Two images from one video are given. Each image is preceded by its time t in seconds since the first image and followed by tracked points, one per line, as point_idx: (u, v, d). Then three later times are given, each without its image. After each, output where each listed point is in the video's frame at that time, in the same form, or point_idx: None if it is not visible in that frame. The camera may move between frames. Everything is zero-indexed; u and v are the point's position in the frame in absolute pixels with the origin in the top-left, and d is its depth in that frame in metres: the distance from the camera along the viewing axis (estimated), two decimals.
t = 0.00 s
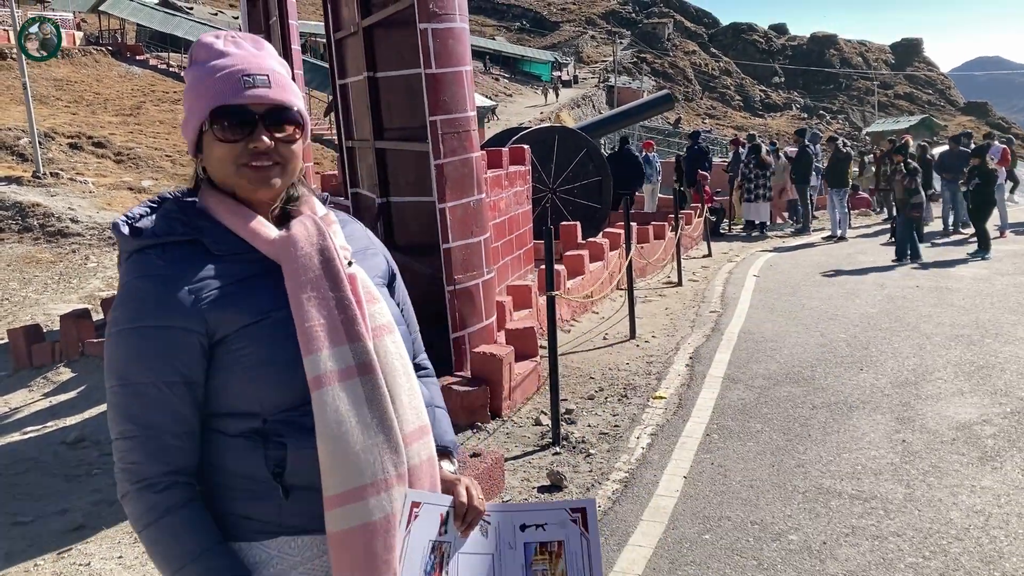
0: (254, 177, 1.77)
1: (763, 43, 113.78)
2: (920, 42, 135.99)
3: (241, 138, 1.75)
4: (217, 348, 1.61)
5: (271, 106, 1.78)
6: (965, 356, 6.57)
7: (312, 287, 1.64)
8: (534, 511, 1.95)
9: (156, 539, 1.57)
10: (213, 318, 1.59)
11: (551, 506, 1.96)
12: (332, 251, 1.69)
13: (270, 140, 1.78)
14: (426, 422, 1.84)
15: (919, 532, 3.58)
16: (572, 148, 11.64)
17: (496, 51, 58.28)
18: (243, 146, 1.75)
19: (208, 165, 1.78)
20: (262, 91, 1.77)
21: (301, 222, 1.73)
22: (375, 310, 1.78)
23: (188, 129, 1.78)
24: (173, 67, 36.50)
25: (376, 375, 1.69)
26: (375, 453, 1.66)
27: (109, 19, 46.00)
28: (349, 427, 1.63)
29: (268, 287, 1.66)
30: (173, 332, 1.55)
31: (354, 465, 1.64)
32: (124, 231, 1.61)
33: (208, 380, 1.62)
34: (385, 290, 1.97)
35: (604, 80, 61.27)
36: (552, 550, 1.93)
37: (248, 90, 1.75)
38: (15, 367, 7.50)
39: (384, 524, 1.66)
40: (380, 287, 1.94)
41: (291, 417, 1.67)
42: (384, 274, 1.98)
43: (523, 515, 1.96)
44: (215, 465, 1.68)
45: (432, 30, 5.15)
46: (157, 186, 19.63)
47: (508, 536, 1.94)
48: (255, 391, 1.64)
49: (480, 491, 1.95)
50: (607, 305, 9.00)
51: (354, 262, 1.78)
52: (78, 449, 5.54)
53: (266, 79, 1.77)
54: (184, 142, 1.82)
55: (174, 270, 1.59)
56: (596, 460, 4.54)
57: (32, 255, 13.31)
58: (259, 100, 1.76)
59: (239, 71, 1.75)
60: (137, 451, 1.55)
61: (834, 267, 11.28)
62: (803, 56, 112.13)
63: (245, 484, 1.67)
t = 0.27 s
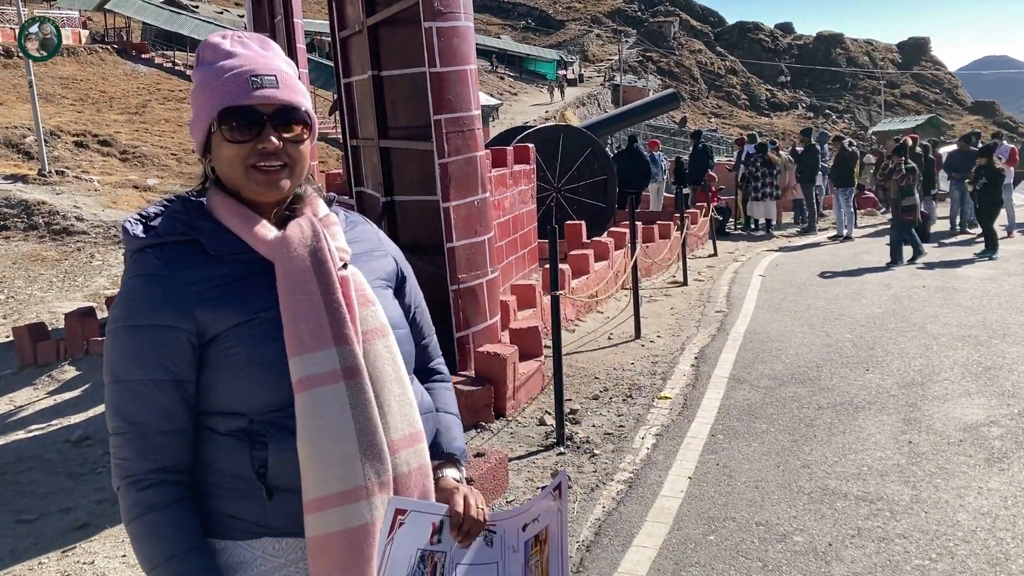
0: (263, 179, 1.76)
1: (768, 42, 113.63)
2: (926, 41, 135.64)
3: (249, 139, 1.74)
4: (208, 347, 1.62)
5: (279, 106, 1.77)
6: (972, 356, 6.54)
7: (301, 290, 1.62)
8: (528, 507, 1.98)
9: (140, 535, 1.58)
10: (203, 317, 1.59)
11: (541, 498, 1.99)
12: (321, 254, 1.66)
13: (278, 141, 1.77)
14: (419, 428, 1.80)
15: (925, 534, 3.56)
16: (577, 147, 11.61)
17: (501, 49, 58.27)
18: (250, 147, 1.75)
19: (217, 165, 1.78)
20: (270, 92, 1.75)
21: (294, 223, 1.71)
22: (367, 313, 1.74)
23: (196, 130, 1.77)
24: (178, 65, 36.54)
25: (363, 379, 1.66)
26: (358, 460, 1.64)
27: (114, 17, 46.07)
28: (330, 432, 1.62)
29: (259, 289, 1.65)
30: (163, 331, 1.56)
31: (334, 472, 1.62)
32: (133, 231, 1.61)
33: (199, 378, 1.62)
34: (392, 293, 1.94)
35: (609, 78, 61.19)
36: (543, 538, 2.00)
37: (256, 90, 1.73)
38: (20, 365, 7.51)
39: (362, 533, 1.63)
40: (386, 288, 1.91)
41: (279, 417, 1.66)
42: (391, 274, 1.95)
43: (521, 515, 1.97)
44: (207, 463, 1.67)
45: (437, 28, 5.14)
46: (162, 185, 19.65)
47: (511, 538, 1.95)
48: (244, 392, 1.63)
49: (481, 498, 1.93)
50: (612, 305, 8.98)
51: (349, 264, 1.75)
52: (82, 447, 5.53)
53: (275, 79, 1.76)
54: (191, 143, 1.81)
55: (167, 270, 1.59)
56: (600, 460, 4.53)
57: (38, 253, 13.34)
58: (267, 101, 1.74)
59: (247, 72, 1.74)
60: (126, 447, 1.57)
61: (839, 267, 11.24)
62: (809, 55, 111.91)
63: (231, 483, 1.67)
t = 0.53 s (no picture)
0: (281, 174, 1.72)
1: (772, 41, 113.43)
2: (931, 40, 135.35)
3: (271, 131, 1.70)
4: (199, 349, 1.59)
5: (302, 102, 1.74)
6: (979, 358, 6.50)
7: (289, 295, 1.58)
8: (522, 536, 1.90)
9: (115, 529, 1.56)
10: (194, 318, 1.57)
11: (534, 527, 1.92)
12: (312, 257, 1.61)
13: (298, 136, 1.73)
14: (410, 442, 1.73)
15: (932, 538, 3.52)
16: (581, 146, 11.55)
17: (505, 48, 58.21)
18: (271, 139, 1.71)
19: (237, 160, 1.74)
20: (292, 86, 1.72)
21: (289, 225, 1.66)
22: (359, 319, 1.69)
23: (216, 122, 1.73)
24: (182, 63, 36.53)
25: (348, 389, 1.61)
26: (337, 473, 1.59)
27: (118, 15, 46.06)
28: (308, 442, 1.58)
29: (251, 292, 1.61)
30: (156, 330, 1.55)
31: (312, 484, 1.58)
32: (141, 230, 1.61)
33: (192, 380, 1.61)
34: (400, 297, 1.87)
35: (613, 77, 61.10)
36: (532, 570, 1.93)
37: (280, 83, 1.70)
38: (22, 363, 7.48)
39: (338, 549, 1.58)
40: (393, 292, 1.85)
41: (263, 424, 1.63)
42: (399, 276, 1.89)
43: (517, 543, 1.90)
44: (198, 463, 1.67)
45: (441, 25, 5.14)
46: (165, 182, 19.63)
47: (505, 563, 1.86)
48: (233, 396, 1.61)
49: (480, 517, 1.85)
50: (616, 304, 8.94)
51: (343, 268, 1.70)
52: (83, 446, 5.51)
53: (297, 74, 1.73)
54: (210, 136, 1.77)
55: (162, 268, 1.57)
56: (604, 462, 4.49)
57: (40, 250, 13.33)
58: (290, 94, 1.71)
59: (272, 64, 1.71)
60: (111, 444, 1.57)
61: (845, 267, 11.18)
62: (813, 54, 111.72)
63: (217, 483, 1.66)
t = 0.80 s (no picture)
0: (267, 174, 1.72)
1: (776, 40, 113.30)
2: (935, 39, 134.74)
3: (258, 129, 1.70)
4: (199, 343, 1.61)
5: (296, 102, 1.73)
6: (984, 359, 6.47)
7: (279, 299, 1.57)
8: (536, 560, 1.79)
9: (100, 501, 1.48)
10: (198, 310, 1.60)
11: (551, 554, 1.80)
12: (300, 261, 1.59)
13: (286, 137, 1.71)
14: (401, 453, 1.69)
15: (939, 541, 3.49)
16: (584, 146, 11.50)
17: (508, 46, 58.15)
18: (258, 138, 1.71)
19: (231, 155, 1.76)
20: (287, 85, 1.71)
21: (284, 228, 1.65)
22: (350, 325, 1.65)
23: (216, 116, 1.76)
24: (185, 60, 36.51)
25: (332, 399, 1.59)
26: (319, 484, 1.58)
27: (121, 12, 46.04)
28: (289, 449, 1.56)
29: (247, 290, 1.62)
30: (153, 318, 1.56)
31: (293, 493, 1.57)
32: (153, 225, 1.66)
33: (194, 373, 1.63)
34: (407, 299, 1.83)
35: (616, 76, 61.03)
36: None
37: (273, 81, 1.70)
38: (24, 361, 7.47)
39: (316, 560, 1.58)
40: (401, 295, 1.83)
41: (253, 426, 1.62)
42: (409, 279, 1.85)
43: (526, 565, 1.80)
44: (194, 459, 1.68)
45: (446, 23, 5.13)
46: (168, 180, 19.61)
47: None
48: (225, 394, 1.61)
49: (480, 533, 1.81)
50: (619, 304, 8.91)
51: (339, 272, 1.67)
52: (84, 444, 5.49)
53: (294, 72, 1.72)
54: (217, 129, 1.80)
55: (169, 260, 1.61)
56: (607, 463, 4.47)
57: (43, 248, 13.31)
58: (282, 93, 1.70)
59: (269, 62, 1.71)
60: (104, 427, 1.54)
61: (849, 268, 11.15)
62: (817, 54, 111.57)
63: (208, 484, 1.66)
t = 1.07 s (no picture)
0: (301, 169, 1.70)
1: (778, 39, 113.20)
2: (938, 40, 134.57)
3: (288, 126, 1.69)
4: (221, 340, 1.59)
5: (323, 93, 1.71)
6: (990, 360, 6.43)
7: (312, 294, 1.55)
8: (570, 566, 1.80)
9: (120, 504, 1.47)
10: (221, 307, 1.56)
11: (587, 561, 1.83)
12: (336, 257, 1.57)
13: (316, 130, 1.70)
14: (430, 456, 1.67)
15: (947, 544, 3.46)
16: (587, 144, 11.49)
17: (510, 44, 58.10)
18: (288, 134, 1.69)
19: (259, 154, 1.74)
20: (312, 78, 1.69)
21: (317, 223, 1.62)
22: (383, 323, 1.64)
23: (241, 116, 1.73)
24: (187, 57, 36.47)
25: (365, 397, 1.56)
26: (349, 483, 1.55)
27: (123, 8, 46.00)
28: (320, 447, 1.53)
29: (274, 285, 1.59)
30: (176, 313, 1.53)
31: (323, 492, 1.53)
32: (176, 214, 1.63)
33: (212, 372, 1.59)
34: (432, 303, 1.82)
35: (618, 75, 60.96)
36: None
37: (298, 76, 1.68)
38: (25, 357, 7.44)
39: (345, 561, 1.54)
40: (427, 298, 1.81)
41: (278, 425, 1.59)
42: (434, 282, 1.84)
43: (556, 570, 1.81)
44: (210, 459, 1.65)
45: (451, 20, 5.10)
46: (170, 177, 19.59)
47: None
48: (250, 391, 1.58)
49: (503, 534, 1.78)
50: (623, 303, 8.88)
51: (372, 270, 1.65)
52: (85, 442, 5.46)
53: (317, 64, 1.70)
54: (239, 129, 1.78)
55: (192, 251, 1.58)
56: (612, 463, 4.44)
57: (44, 244, 13.28)
58: (308, 87, 1.68)
59: (291, 56, 1.68)
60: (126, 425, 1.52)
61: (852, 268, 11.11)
62: (819, 53, 111.46)
63: (225, 486, 1.62)
